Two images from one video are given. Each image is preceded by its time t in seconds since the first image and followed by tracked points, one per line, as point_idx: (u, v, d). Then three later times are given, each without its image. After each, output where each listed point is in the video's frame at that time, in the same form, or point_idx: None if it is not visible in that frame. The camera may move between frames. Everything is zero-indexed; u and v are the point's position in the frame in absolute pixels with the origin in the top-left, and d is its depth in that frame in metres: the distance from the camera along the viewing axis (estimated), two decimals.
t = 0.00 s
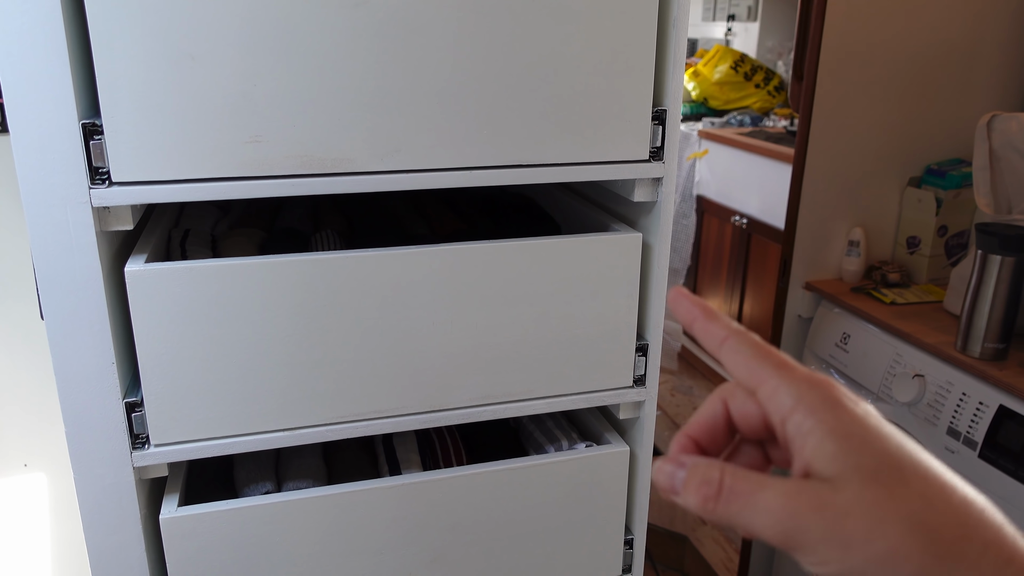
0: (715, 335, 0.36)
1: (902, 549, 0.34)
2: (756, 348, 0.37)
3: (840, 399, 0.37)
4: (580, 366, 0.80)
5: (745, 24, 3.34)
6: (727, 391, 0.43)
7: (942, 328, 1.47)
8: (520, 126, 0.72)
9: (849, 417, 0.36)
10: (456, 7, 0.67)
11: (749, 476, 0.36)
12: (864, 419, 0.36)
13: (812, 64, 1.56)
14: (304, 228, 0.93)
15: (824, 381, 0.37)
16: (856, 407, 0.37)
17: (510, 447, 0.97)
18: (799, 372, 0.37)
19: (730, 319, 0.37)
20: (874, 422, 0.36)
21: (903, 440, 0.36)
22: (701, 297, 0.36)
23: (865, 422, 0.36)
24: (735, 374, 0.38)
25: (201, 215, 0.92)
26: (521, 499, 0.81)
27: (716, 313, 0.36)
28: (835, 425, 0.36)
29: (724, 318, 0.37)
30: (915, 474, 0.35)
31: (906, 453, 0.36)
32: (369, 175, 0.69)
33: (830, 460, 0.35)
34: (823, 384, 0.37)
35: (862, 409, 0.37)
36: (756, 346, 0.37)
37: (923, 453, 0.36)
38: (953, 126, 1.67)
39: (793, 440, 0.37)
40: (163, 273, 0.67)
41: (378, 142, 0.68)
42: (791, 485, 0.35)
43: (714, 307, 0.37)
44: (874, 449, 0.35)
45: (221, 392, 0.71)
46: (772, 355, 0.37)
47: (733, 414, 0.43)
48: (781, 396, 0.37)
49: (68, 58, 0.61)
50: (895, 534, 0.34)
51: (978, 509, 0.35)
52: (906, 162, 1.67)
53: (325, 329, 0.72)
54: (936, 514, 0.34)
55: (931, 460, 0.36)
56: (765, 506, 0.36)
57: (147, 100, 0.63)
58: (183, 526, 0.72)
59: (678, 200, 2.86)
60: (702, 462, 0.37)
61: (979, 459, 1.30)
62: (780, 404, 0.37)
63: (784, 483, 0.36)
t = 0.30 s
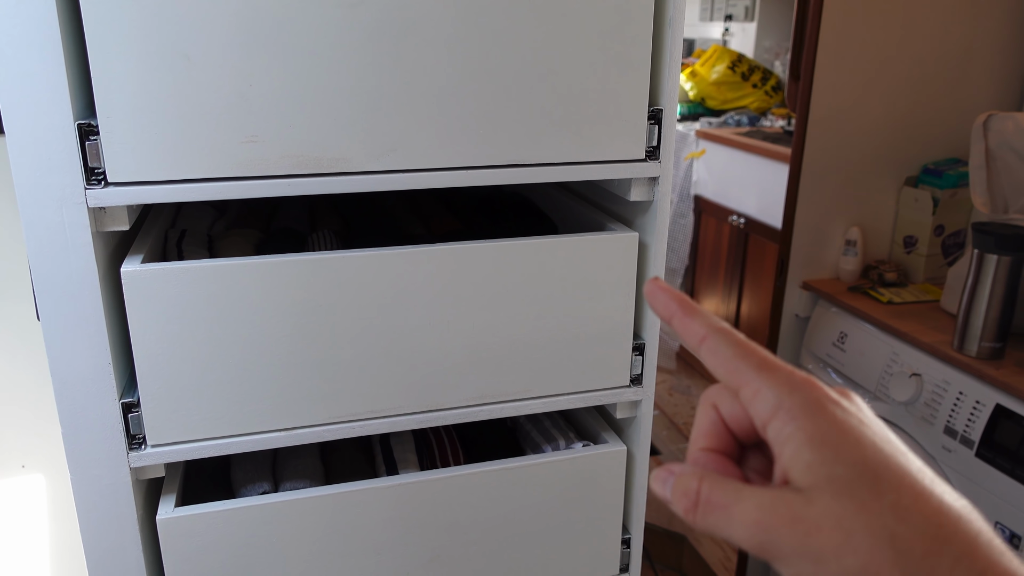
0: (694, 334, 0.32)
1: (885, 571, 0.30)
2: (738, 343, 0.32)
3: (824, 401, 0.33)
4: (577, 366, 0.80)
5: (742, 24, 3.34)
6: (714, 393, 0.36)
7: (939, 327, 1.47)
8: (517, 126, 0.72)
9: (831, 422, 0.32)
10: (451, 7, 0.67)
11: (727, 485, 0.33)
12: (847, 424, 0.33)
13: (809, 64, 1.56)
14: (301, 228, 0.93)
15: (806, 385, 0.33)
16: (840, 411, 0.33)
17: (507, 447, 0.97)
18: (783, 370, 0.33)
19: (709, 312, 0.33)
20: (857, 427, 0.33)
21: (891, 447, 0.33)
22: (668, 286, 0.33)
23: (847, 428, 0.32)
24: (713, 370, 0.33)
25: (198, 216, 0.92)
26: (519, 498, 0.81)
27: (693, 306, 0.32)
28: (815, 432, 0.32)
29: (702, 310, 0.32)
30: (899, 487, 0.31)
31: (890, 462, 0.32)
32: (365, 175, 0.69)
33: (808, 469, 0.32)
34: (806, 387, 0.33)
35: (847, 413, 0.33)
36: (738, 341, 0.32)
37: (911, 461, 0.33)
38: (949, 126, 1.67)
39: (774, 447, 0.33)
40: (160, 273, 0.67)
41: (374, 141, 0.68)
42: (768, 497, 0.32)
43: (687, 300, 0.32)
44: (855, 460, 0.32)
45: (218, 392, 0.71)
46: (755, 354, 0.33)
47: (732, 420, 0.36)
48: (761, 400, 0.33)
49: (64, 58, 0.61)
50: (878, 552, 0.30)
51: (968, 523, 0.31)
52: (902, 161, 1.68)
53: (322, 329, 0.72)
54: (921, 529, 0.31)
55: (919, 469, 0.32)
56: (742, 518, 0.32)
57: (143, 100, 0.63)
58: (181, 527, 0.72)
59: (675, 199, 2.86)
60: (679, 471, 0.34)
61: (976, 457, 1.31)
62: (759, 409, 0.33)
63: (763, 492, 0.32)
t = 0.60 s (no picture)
0: (690, 302, 0.30)
1: None
2: (734, 320, 0.30)
3: (826, 395, 0.30)
4: (574, 365, 0.80)
5: (739, 24, 3.35)
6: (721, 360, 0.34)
7: (937, 325, 1.47)
8: (513, 125, 0.71)
9: (827, 422, 0.29)
10: (447, 7, 0.67)
11: (714, 476, 0.31)
12: (847, 425, 0.29)
13: (805, 64, 1.56)
14: (297, 228, 0.93)
15: (807, 376, 0.30)
16: (845, 411, 0.30)
17: (505, 447, 0.97)
18: (783, 356, 0.30)
19: (710, 280, 0.30)
20: (859, 431, 0.29)
21: (900, 458, 0.28)
22: (670, 245, 0.30)
23: (846, 431, 0.29)
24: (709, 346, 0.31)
25: (194, 217, 0.92)
26: (516, 498, 0.81)
27: (690, 268, 0.30)
28: (804, 431, 0.29)
29: (705, 274, 0.30)
30: (899, 509, 0.27)
31: (893, 477, 0.28)
32: (361, 176, 0.69)
33: (792, 473, 0.29)
34: (805, 379, 0.30)
35: (853, 415, 0.30)
36: (738, 315, 0.30)
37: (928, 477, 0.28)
38: (946, 124, 1.67)
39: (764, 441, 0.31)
40: (155, 275, 0.67)
41: (370, 141, 0.68)
42: (746, 496, 0.30)
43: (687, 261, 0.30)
44: (847, 470, 0.28)
45: (215, 393, 0.71)
46: (753, 336, 0.30)
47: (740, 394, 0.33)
48: (751, 389, 0.30)
49: (57, 59, 0.61)
50: None
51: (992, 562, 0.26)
52: (899, 160, 1.68)
53: (318, 329, 0.72)
54: (913, 562, 0.26)
55: (935, 488, 0.28)
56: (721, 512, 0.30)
57: (137, 101, 0.63)
58: (177, 528, 0.72)
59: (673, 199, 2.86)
60: (675, 451, 0.32)
61: (974, 455, 1.30)
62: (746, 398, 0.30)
63: (743, 489, 0.30)
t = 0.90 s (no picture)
0: (665, 307, 0.26)
1: None
2: (706, 328, 0.25)
3: (806, 413, 0.25)
4: (567, 361, 0.80)
5: (733, 19, 3.35)
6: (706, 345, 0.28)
7: (929, 321, 1.47)
8: (507, 121, 0.71)
9: (804, 456, 0.24)
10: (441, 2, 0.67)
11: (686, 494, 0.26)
12: (829, 457, 0.25)
13: (799, 59, 1.56)
14: (290, 223, 0.93)
15: (788, 398, 0.25)
16: (827, 437, 0.25)
17: (498, 442, 0.97)
18: (760, 370, 0.25)
19: (689, 279, 0.25)
20: (840, 463, 0.25)
21: (881, 494, 0.25)
22: (653, 238, 0.26)
23: (825, 466, 0.25)
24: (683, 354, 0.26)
25: (186, 211, 0.91)
26: (510, 494, 0.81)
27: (668, 267, 0.26)
28: (777, 466, 0.24)
29: (683, 273, 0.25)
30: (875, 559, 0.24)
31: (871, 522, 0.24)
32: (354, 171, 0.69)
33: (760, 506, 0.25)
34: (785, 402, 0.25)
35: (835, 442, 0.25)
36: (709, 319, 0.25)
37: (909, 516, 0.25)
38: (939, 121, 1.68)
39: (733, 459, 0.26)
40: (147, 270, 0.66)
41: (363, 137, 0.68)
42: (711, 522, 0.26)
43: (667, 256, 0.26)
44: (821, 509, 0.24)
45: (207, 389, 0.71)
46: (724, 349, 0.25)
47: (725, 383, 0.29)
48: (721, 409, 0.25)
49: (48, 53, 0.60)
50: None
51: None
52: (892, 156, 1.68)
53: (310, 325, 0.72)
54: None
55: (915, 530, 0.24)
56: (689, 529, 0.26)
57: (129, 95, 0.62)
58: (170, 525, 0.72)
59: (667, 194, 2.87)
60: (651, 457, 0.27)
61: (966, 451, 1.31)
62: (715, 419, 0.25)
63: (710, 513, 0.26)
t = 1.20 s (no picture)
0: (630, 441, 0.31)
1: None
2: (652, 450, 0.30)
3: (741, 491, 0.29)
4: (566, 357, 0.80)
5: (734, 16, 3.35)
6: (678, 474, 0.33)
7: (929, 319, 1.47)
8: (507, 116, 0.71)
9: (735, 528, 0.28)
10: None
11: None
12: (761, 523, 0.28)
13: (800, 56, 1.56)
14: (289, 218, 0.92)
15: (717, 485, 0.29)
16: (756, 512, 0.28)
17: (497, 438, 0.97)
18: (694, 472, 0.29)
19: (640, 421, 0.31)
20: (771, 530, 0.27)
21: (816, 546, 0.27)
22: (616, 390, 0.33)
23: (755, 532, 0.27)
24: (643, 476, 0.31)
25: (186, 206, 0.91)
26: (509, 490, 0.81)
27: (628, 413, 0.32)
28: (714, 545, 0.28)
29: (638, 418, 0.32)
30: None
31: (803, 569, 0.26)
32: (354, 166, 0.69)
33: None
34: (712, 489, 0.29)
35: (766, 514, 0.28)
36: (655, 445, 0.30)
37: (841, 560, 0.27)
38: (939, 119, 1.68)
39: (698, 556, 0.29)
40: (146, 264, 0.66)
41: (363, 132, 0.68)
42: None
43: (625, 406, 0.32)
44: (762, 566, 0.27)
45: (206, 384, 0.71)
46: (664, 462, 0.30)
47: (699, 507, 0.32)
48: (670, 506, 0.29)
49: (47, 46, 0.60)
50: None
51: None
52: (893, 154, 1.68)
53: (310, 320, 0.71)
54: None
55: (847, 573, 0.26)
56: None
57: (129, 89, 0.62)
58: (168, 520, 0.72)
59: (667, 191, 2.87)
60: None
61: (964, 449, 1.30)
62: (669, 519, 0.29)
63: None
